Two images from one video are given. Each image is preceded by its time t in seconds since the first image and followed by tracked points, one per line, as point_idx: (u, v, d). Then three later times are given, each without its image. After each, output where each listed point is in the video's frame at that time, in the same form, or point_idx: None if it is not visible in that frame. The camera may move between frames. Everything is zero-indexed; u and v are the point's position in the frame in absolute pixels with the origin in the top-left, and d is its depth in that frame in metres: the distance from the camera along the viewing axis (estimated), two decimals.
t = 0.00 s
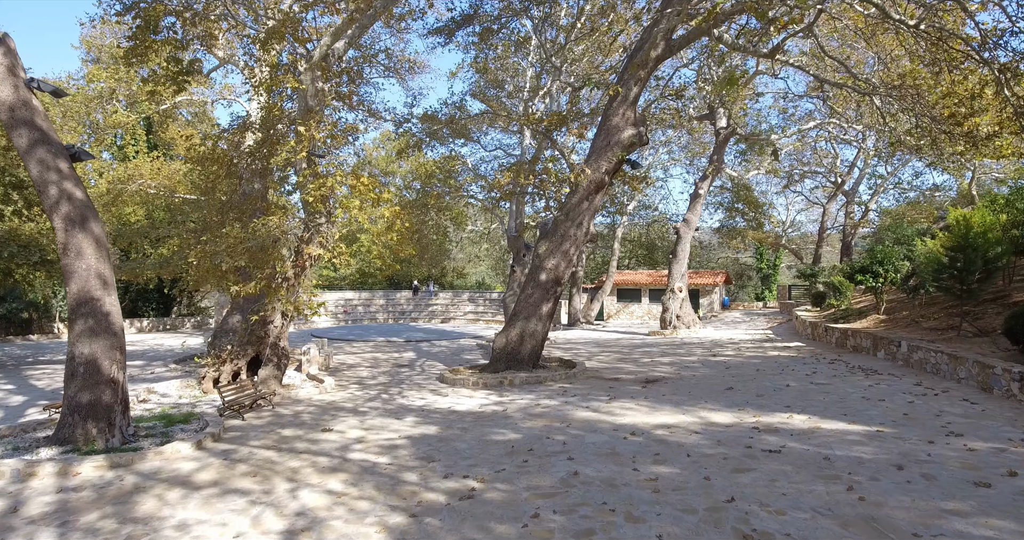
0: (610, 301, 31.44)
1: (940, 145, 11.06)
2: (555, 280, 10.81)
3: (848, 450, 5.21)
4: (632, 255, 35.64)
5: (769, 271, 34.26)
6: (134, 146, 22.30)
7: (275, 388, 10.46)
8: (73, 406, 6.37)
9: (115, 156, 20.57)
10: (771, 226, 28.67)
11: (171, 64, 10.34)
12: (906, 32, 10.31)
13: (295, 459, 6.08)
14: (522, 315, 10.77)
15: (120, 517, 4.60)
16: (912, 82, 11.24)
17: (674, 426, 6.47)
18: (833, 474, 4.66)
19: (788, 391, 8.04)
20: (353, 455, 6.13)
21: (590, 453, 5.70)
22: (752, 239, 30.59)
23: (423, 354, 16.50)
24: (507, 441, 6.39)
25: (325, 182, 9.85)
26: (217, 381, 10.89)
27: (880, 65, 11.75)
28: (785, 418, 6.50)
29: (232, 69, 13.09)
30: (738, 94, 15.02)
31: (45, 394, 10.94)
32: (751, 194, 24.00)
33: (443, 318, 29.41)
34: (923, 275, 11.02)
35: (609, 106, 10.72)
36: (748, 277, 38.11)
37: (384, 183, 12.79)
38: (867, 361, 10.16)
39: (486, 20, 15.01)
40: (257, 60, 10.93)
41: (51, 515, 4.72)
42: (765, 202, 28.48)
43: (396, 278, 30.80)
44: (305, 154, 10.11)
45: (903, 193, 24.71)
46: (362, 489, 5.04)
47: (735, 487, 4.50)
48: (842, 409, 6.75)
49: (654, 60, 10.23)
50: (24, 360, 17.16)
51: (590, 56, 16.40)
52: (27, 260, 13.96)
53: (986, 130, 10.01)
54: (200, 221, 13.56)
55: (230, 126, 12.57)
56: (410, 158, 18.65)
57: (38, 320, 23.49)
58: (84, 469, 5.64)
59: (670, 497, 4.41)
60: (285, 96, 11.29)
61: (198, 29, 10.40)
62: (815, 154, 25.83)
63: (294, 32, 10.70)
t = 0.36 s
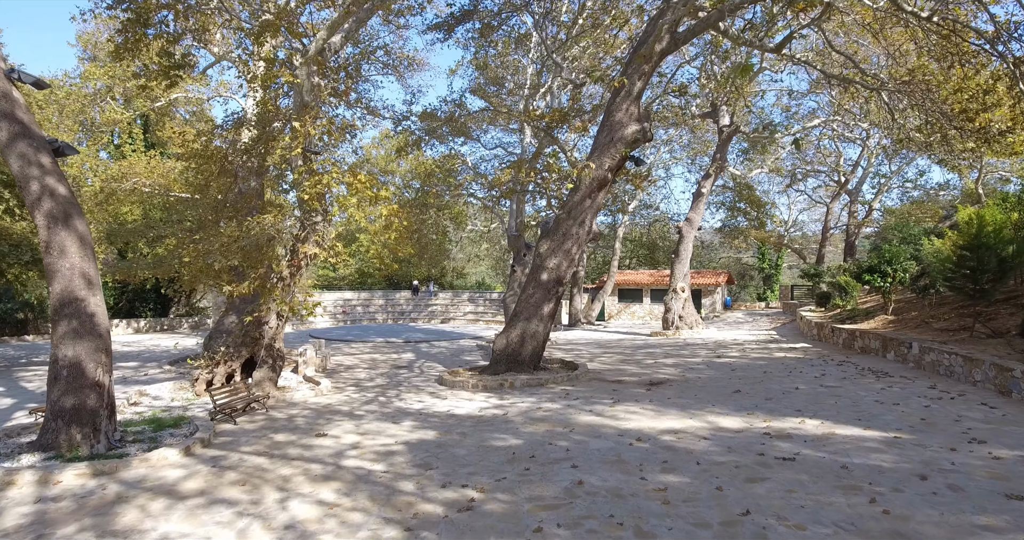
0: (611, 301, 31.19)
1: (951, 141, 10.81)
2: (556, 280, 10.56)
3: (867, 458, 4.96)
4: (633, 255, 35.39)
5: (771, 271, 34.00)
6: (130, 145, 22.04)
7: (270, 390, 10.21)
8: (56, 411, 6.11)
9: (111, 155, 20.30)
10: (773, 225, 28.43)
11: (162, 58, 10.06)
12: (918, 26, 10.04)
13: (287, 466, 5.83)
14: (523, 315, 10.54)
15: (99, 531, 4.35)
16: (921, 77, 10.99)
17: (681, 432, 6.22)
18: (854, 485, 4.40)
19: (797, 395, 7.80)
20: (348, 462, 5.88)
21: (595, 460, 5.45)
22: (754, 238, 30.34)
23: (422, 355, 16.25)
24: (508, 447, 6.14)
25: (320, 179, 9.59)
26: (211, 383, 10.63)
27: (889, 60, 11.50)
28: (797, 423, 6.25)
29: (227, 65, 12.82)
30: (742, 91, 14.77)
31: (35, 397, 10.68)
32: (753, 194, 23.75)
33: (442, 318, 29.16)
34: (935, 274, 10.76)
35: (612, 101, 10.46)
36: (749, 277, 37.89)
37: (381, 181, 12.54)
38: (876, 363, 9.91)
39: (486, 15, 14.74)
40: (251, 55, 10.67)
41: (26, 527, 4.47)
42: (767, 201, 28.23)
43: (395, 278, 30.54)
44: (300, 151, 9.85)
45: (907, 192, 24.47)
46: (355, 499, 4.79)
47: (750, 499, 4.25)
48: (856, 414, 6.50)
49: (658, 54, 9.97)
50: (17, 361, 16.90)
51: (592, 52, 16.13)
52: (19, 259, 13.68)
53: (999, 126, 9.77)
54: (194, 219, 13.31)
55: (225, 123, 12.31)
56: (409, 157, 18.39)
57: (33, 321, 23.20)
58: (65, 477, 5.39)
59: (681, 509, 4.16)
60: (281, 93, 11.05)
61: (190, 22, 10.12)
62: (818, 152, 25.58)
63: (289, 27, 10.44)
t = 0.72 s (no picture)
0: (612, 301, 30.92)
1: (962, 137, 10.56)
2: (558, 279, 10.30)
3: (888, 467, 4.70)
4: (634, 254, 35.14)
5: (773, 271, 33.71)
6: (127, 143, 21.80)
7: (265, 393, 9.94)
8: (38, 416, 5.85)
9: (107, 153, 20.05)
10: (776, 224, 28.17)
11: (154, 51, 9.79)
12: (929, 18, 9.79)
13: (278, 474, 5.57)
14: (524, 316, 10.28)
15: None
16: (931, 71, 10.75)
17: (691, 438, 5.96)
18: (877, 496, 4.15)
19: (807, 398, 7.53)
20: (341, 470, 5.63)
21: (601, 468, 5.19)
22: (757, 238, 30.07)
23: (421, 356, 15.98)
24: (509, 453, 5.88)
25: (316, 176, 9.31)
26: (203, 386, 10.35)
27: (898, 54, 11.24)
28: (810, 428, 5.99)
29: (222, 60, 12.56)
30: (747, 87, 14.50)
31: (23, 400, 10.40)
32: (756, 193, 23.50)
33: (442, 318, 28.90)
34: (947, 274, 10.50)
35: (615, 96, 10.21)
36: (751, 277, 37.62)
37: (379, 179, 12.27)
38: (887, 364, 9.66)
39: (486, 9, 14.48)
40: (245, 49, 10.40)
41: None
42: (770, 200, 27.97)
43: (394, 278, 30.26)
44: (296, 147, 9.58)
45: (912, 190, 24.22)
46: (348, 511, 4.53)
47: (767, 512, 4.00)
48: (871, 419, 6.24)
49: (663, 46, 9.70)
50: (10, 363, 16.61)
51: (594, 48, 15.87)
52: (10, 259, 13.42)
53: (1013, 120, 9.51)
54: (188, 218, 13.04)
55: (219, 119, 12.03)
56: (408, 155, 18.12)
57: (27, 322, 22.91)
58: (43, 487, 5.13)
59: (694, 523, 3.90)
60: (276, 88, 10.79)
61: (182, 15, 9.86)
62: (821, 151, 25.33)
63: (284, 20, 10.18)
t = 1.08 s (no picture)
0: (614, 301, 30.67)
1: (973, 134, 10.32)
2: (560, 279, 10.06)
3: (910, 476, 4.47)
4: (635, 253, 34.89)
5: (776, 271, 33.45)
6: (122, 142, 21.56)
7: (259, 396, 9.69)
8: (19, 422, 5.60)
9: (103, 151, 19.81)
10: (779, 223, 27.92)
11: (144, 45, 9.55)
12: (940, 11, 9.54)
13: (269, 482, 5.33)
14: (526, 316, 10.04)
15: None
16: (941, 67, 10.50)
17: (700, 444, 5.72)
18: (902, 508, 3.91)
19: (818, 402, 7.29)
20: (335, 478, 5.39)
21: (607, 476, 4.96)
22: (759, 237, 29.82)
23: (420, 357, 15.74)
24: (510, 460, 5.64)
25: (311, 172, 9.04)
26: (197, 388, 10.11)
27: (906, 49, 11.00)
28: (825, 434, 5.75)
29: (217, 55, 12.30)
30: (751, 84, 14.25)
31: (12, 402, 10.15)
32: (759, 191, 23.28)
33: (442, 319, 28.67)
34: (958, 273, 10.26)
35: (619, 91, 9.97)
36: (753, 276, 37.36)
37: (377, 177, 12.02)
38: (897, 366, 9.42)
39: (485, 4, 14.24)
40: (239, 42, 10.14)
41: None
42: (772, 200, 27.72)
43: (394, 277, 30.01)
44: (291, 143, 9.31)
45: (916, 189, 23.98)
46: (341, 523, 4.29)
47: (785, 525, 3.76)
48: (887, 424, 6.00)
49: (668, 40, 9.47)
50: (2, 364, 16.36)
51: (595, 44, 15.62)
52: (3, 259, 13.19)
53: None
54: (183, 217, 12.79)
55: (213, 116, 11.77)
56: (407, 154, 17.87)
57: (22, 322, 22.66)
58: (21, 496, 4.89)
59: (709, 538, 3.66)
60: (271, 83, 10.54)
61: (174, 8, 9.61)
62: (825, 149, 25.09)
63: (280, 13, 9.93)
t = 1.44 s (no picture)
0: (615, 301, 30.40)
1: (987, 130, 10.04)
2: (563, 278, 9.78)
3: (940, 489, 4.19)
4: (636, 253, 34.61)
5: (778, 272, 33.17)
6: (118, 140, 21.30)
7: (252, 399, 9.42)
8: None
9: (98, 149, 19.55)
10: (782, 223, 27.66)
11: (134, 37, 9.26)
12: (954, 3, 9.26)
13: (257, 492, 5.04)
14: (527, 317, 9.75)
15: None
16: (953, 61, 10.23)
17: (712, 452, 5.43)
18: (935, 525, 3.64)
19: (832, 406, 7.01)
20: (328, 488, 5.11)
21: (615, 487, 4.68)
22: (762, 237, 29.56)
23: (419, 358, 15.47)
24: (512, 469, 5.36)
25: (306, 168, 8.76)
26: (189, 390, 9.83)
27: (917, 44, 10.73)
28: (843, 442, 5.46)
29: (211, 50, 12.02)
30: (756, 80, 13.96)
31: None
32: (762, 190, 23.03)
33: (442, 319, 28.40)
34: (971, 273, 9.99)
35: (623, 85, 9.70)
36: (755, 276, 37.07)
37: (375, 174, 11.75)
38: (910, 369, 9.14)
39: None
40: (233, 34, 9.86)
41: None
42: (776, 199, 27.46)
43: (393, 277, 29.72)
44: (285, 139, 9.03)
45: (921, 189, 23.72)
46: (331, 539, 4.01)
47: None
48: (908, 431, 5.72)
49: (675, 32, 9.21)
50: None
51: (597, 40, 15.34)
52: None
53: None
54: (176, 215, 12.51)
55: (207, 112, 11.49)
56: (406, 152, 17.59)
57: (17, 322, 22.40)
58: None
59: None
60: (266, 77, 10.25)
61: None
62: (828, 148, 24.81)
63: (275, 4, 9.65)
